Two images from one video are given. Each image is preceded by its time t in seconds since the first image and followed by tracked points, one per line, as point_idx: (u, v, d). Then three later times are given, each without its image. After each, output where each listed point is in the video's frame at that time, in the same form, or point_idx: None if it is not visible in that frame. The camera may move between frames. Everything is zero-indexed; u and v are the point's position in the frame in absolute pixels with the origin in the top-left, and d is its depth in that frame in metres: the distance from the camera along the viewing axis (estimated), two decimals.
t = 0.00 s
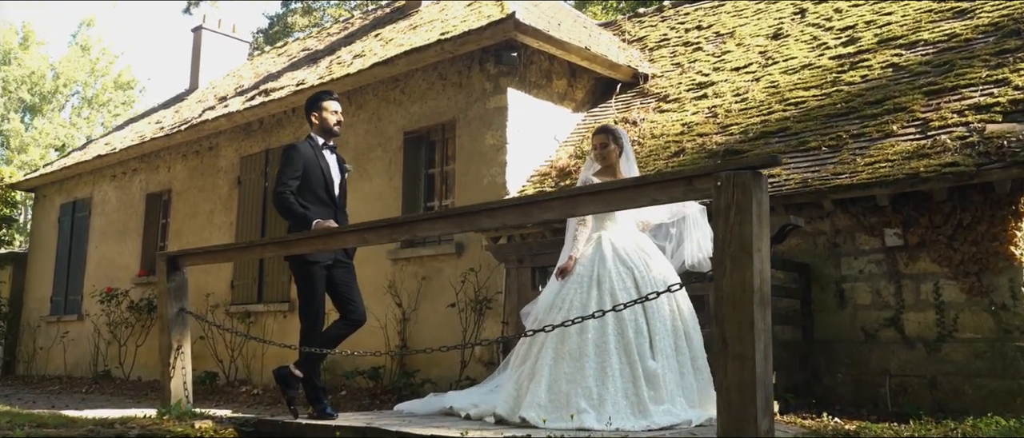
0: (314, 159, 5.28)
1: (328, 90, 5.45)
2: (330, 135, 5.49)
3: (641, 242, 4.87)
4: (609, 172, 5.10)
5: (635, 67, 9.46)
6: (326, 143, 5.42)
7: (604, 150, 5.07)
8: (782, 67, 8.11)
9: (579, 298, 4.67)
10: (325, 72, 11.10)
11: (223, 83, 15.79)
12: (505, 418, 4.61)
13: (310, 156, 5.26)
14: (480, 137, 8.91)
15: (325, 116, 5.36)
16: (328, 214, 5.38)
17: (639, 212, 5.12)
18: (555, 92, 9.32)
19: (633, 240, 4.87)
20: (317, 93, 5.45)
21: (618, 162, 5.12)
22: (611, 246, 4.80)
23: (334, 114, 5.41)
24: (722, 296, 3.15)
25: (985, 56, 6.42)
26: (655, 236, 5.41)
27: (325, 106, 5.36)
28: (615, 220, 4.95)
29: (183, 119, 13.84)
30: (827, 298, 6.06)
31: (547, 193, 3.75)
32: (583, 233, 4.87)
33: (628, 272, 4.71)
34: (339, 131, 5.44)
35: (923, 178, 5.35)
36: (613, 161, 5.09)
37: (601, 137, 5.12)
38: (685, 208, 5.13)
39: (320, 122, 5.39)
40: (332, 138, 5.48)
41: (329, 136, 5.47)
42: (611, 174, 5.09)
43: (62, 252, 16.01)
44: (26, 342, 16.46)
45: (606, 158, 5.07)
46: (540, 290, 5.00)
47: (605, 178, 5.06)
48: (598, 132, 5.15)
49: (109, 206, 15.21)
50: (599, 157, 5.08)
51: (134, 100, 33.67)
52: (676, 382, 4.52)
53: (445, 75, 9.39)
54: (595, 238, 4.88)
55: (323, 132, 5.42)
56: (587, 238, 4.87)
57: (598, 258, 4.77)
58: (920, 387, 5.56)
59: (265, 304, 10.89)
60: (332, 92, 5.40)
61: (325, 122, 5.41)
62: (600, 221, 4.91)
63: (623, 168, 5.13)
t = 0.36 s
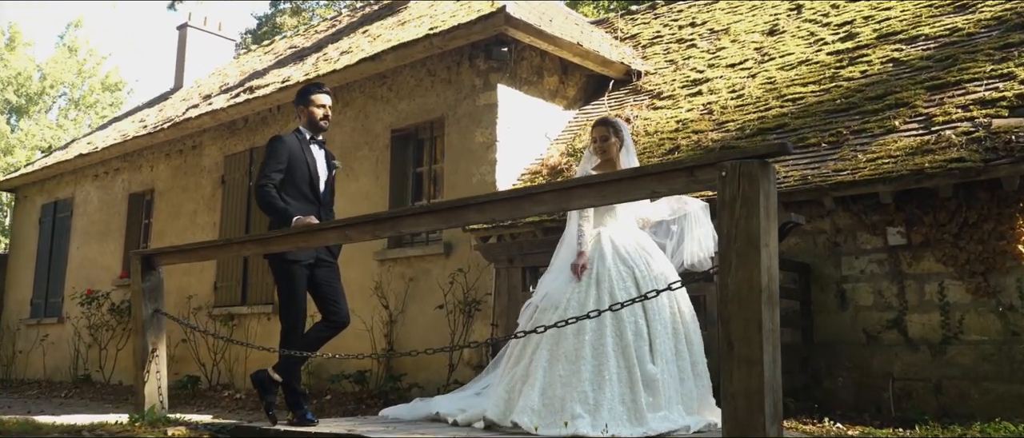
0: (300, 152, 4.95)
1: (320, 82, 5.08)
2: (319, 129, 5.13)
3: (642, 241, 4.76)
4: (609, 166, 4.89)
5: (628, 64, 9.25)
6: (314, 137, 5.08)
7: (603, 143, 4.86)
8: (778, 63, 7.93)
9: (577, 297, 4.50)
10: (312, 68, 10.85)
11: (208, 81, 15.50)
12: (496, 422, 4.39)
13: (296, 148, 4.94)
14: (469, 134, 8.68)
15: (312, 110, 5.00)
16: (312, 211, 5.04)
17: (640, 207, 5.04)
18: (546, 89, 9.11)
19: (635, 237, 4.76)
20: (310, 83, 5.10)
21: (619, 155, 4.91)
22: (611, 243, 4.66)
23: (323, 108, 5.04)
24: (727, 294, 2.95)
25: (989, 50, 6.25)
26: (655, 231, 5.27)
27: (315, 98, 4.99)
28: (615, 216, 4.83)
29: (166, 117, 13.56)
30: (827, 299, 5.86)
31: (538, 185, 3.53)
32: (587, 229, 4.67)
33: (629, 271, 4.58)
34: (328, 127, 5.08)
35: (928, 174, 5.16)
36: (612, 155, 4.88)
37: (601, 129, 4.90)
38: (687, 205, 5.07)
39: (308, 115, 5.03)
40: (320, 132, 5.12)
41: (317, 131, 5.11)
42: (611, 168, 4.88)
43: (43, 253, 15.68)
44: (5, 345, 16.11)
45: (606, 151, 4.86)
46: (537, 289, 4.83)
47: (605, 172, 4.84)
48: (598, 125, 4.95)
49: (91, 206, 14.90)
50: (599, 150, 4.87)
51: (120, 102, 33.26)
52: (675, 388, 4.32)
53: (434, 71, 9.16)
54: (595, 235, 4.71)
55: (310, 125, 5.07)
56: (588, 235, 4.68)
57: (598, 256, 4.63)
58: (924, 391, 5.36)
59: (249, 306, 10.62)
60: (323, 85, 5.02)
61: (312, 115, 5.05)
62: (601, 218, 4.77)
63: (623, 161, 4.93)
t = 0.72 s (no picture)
0: (279, 146, 4.56)
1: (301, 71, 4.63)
2: (300, 123, 4.72)
3: (647, 240, 4.59)
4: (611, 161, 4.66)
5: (621, 62, 9.02)
6: (295, 130, 4.67)
7: (606, 136, 4.64)
8: (775, 60, 7.72)
9: (575, 296, 4.31)
10: (297, 66, 10.58)
11: (193, 80, 15.18)
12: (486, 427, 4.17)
13: (275, 142, 4.55)
14: (458, 132, 8.44)
15: (292, 103, 4.58)
16: (294, 209, 4.63)
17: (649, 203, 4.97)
18: (538, 87, 8.89)
19: (641, 235, 4.62)
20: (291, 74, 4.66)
21: (622, 150, 4.69)
22: (614, 240, 4.51)
23: (303, 100, 4.61)
24: (735, 293, 2.73)
25: (994, 45, 6.07)
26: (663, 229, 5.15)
27: (292, 90, 4.56)
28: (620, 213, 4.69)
29: (149, 117, 13.25)
30: (828, 302, 5.65)
31: (528, 179, 3.29)
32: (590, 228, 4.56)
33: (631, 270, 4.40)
34: (309, 121, 4.66)
35: (935, 171, 4.95)
36: (617, 148, 4.66)
37: (604, 122, 4.67)
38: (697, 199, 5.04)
39: (288, 107, 4.61)
40: (302, 125, 4.71)
41: (297, 124, 4.70)
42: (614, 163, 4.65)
43: (22, 256, 15.33)
44: None
45: (608, 145, 4.63)
46: (535, 287, 4.64)
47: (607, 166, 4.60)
48: (600, 118, 4.71)
49: (72, 207, 14.57)
50: (602, 143, 4.64)
51: (108, 106, 31.64)
52: (675, 396, 4.09)
53: (422, 68, 8.91)
54: (598, 232, 4.58)
55: (291, 118, 4.65)
56: (590, 231, 4.56)
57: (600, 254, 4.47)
58: (930, 397, 5.15)
59: (232, 309, 10.35)
60: (304, 75, 4.58)
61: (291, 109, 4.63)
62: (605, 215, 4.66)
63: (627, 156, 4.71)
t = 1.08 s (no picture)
0: (253, 140, 4.33)
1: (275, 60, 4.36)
2: (275, 116, 4.47)
3: (642, 242, 4.37)
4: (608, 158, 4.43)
5: (615, 61, 8.79)
6: (269, 124, 4.43)
7: (604, 131, 4.40)
8: (773, 58, 7.50)
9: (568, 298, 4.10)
10: (283, 65, 10.32)
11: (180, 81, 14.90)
12: (474, 436, 3.95)
13: (248, 136, 4.31)
14: (448, 132, 8.20)
15: (264, 95, 4.32)
16: (271, 207, 4.38)
17: (644, 202, 4.74)
18: (529, 86, 8.65)
19: (636, 234, 4.43)
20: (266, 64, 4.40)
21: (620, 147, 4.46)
22: (608, 240, 4.34)
23: (277, 92, 4.35)
24: (742, 292, 2.49)
25: (1001, 40, 5.86)
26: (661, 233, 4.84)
27: (267, 81, 4.30)
28: (615, 214, 4.51)
29: (133, 118, 12.96)
30: (832, 307, 5.41)
31: (515, 171, 3.05)
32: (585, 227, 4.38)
33: (626, 271, 4.19)
34: (283, 114, 4.41)
35: (944, 169, 4.73)
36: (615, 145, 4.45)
37: (603, 116, 4.44)
38: (694, 200, 4.62)
39: (261, 99, 4.37)
40: (276, 119, 4.47)
41: (272, 118, 4.45)
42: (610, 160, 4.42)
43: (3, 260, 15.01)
44: None
45: (606, 140, 4.40)
46: (525, 289, 4.44)
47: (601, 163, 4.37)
48: (601, 112, 4.47)
49: (54, 211, 14.27)
50: (600, 138, 4.42)
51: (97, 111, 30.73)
52: (675, 404, 3.84)
53: (411, 66, 8.67)
54: (592, 232, 4.40)
55: (265, 112, 4.42)
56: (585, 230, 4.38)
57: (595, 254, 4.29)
58: (940, 406, 4.91)
59: (215, 314, 10.07)
60: (277, 65, 4.32)
61: (265, 101, 4.37)
62: (599, 214, 4.48)
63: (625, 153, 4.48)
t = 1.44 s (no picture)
0: (226, 137, 4.09)
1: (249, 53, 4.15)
2: (248, 112, 4.25)
3: (632, 243, 4.18)
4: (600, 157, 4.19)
5: (611, 62, 8.57)
6: (242, 120, 4.20)
7: (594, 129, 4.17)
8: (774, 57, 7.28)
9: (555, 305, 3.91)
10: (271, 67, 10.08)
11: (169, 85, 14.63)
12: None
13: (220, 133, 4.07)
14: (439, 134, 7.96)
15: (236, 89, 4.10)
16: (244, 207, 4.17)
17: (636, 204, 4.50)
18: (524, 87, 8.43)
19: (625, 235, 4.24)
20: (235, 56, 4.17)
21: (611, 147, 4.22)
22: (595, 243, 4.14)
23: (250, 86, 4.13)
24: (754, 295, 2.28)
25: (1012, 37, 5.66)
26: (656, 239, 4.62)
27: (239, 75, 4.08)
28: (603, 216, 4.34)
29: (121, 121, 12.70)
30: (838, 314, 5.18)
31: (503, 166, 2.82)
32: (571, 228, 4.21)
33: (616, 275, 3.99)
34: (257, 110, 4.19)
35: (956, 169, 4.50)
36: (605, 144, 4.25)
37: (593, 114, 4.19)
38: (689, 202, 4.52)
39: (233, 94, 4.15)
40: (250, 114, 4.24)
41: (245, 114, 4.23)
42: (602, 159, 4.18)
43: None
44: None
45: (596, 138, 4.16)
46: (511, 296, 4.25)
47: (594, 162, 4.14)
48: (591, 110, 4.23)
49: (41, 217, 13.99)
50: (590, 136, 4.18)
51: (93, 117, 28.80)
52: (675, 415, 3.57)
53: (402, 67, 8.43)
54: (578, 234, 4.23)
55: (237, 107, 4.19)
56: (571, 232, 4.21)
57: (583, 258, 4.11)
58: (953, 418, 4.68)
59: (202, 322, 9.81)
60: (251, 57, 4.10)
61: (237, 95, 4.15)
62: (586, 217, 4.31)
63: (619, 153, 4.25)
